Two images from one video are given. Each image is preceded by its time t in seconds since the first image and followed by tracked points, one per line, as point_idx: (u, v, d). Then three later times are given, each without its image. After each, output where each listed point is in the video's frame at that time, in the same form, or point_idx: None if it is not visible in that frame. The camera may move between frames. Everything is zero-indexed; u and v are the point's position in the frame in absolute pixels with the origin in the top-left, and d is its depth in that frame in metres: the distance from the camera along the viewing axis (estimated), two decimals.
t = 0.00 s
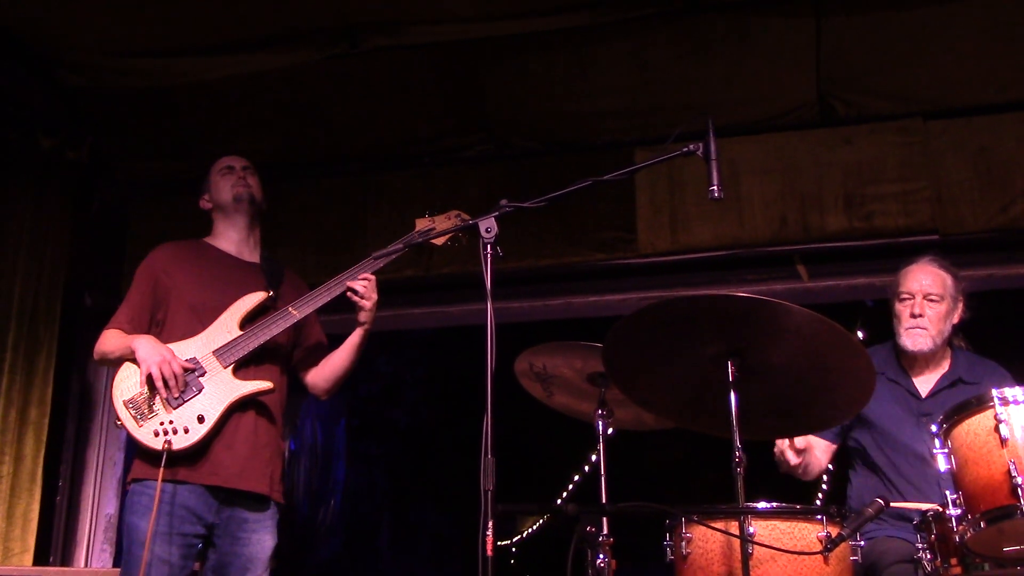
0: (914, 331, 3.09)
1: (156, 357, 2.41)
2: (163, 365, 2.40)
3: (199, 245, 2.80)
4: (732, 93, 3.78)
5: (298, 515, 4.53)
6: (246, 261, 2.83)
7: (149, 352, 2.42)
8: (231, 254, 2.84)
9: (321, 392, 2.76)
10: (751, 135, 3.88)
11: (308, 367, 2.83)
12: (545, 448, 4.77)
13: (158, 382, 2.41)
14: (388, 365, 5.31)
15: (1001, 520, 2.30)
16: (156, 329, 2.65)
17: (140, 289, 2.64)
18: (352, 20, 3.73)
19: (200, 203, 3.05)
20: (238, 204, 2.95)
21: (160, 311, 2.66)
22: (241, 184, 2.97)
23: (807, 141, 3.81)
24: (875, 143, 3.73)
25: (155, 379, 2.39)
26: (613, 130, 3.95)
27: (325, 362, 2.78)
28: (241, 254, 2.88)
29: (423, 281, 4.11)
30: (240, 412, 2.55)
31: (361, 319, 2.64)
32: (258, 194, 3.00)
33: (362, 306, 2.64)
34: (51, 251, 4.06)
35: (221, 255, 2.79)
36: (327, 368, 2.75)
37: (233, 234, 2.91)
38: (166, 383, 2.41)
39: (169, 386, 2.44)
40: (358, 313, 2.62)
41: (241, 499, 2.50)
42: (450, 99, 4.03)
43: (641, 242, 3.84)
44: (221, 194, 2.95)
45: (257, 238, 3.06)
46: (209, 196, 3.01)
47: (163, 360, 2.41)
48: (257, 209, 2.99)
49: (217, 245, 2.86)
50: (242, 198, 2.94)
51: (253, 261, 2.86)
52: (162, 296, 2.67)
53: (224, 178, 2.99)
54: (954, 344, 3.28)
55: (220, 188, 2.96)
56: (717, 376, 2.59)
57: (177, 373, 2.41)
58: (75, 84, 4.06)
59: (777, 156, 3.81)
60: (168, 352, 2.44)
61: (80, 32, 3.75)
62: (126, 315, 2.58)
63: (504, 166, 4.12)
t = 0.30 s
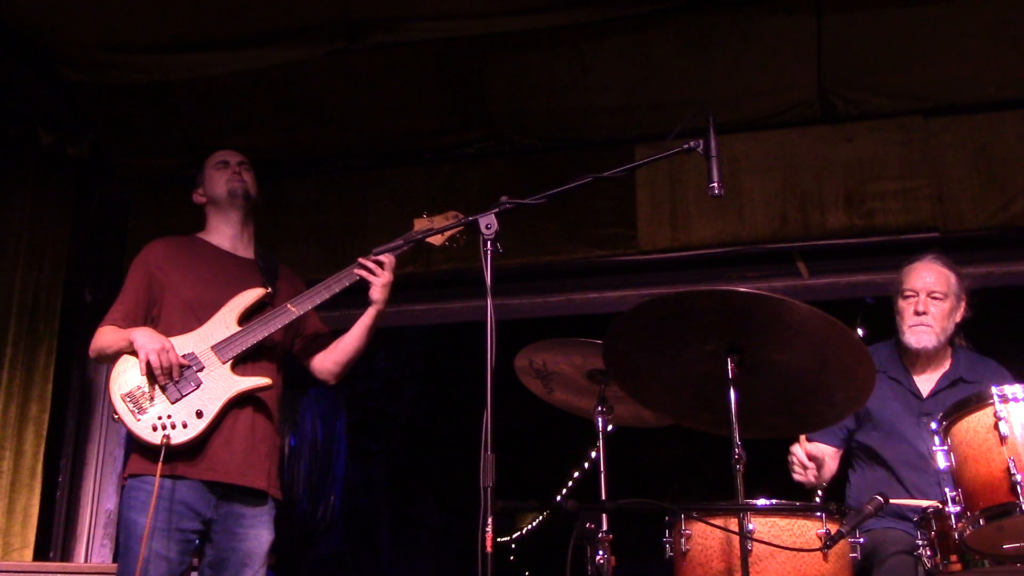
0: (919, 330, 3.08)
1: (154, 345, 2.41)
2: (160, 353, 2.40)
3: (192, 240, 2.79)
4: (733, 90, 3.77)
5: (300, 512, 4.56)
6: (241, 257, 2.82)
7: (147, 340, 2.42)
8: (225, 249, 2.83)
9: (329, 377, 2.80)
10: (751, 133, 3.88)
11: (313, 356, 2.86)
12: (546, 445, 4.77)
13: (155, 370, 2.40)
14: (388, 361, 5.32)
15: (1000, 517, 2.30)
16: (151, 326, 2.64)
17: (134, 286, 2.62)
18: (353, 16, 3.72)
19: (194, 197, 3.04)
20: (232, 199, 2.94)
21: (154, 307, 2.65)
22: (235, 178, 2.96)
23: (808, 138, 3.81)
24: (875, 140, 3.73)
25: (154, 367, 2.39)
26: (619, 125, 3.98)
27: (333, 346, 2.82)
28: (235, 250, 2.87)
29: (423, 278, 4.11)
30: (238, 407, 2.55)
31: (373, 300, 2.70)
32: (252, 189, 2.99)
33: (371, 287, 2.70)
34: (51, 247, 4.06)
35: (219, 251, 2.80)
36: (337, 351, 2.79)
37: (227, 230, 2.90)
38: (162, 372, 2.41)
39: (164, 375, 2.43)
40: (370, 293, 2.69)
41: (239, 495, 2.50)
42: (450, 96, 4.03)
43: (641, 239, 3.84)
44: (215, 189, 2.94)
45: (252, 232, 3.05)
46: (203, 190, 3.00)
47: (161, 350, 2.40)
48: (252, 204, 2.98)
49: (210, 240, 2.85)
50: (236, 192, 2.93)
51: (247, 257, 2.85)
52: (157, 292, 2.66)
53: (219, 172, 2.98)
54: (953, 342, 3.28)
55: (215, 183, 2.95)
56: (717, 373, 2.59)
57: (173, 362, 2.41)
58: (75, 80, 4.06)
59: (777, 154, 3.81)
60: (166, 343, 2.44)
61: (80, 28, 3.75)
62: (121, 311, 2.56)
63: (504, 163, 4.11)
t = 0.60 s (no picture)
0: (913, 328, 3.09)
1: (149, 343, 2.40)
2: (156, 351, 2.39)
3: (180, 232, 2.78)
4: (736, 88, 3.77)
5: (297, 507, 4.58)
6: (229, 248, 2.82)
7: (141, 337, 2.41)
8: (213, 241, 2.83)
9: (325, 368, 2.79)
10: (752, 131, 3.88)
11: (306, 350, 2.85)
12: (545, 441, 4.77)
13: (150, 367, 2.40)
14: (387, 357, 5.31)
15: (999, 517, 2.30)
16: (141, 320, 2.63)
17: (123, 279, 2.61)
18: (356, 12, 3.72)
19: (179, 187, 3.03)
20: (219, 190, 2.94)
21: (144, 301, 2.64)
22: (222, 169, 2.96)
23: (809, 137, 3.80)
24: (876, 139, 3.73)
25: (149, 363, 2.38)
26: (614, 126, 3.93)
27: (326, 338, 2.81)
28: (224, 241, 2.87)
29: (424, 273, 4.11)
30: (234, 403, 2.55)
31: (368, 290, 2.71)
32: (239, 180, 2.99)
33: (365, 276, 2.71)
34: (52, 240, 4.06)
35: (212, 245, 2.79)
36: (331, 343, 2.79)
37: (214, 221, 2.90)
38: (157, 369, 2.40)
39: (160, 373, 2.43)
40: (366, 283, 2.70)
41: (234, 489, 2.50)
42: (452, 92, 4.02)
43: (642, 236, 3.84)
44: (202, 180, 2.94)
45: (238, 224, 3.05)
46: (189, 181, 2.99)
47: (157, 345, 2.40)
48: (239, 195, 2.98)
49: (197, 231, 2.84)
50: (224, 184, 2.93)
51: (237, 248, 2.85)
52: (146, 286, 2.64)
53: (205, 164, 2.98)
54: (953, 342, 3.28)
55: (202, 174, 2.94)
56: (717, 371, 2.59)
57: (168, 359, 2.41)
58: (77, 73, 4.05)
59: (778, 152, 3.81)
60: (161, 338, 2.43)
61: (82, 21, 3.74)
62: (110, 307, 2.55)
63: (505, 159, 4.11)
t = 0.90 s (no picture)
0: (908, 330, 3.08)
1: (141, 340, 2.38)
2: (148, 347, 2.37)
3: (166, 227, 2.76)
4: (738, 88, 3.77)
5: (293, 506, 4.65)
6: (216, 243, 2.82)
7: (132, 335, 2.38)
8: (199, 237, 2.82)
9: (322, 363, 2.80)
10: (754, 131, 3.87)
11: (298, 343, 2.86)
12: (545, 441, 4.77)
13: (144, 365, 2.38)
14: (387, 356, 5.31)
15: (999, 519, 2.30)
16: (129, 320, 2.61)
17: (110, 279, 2.58)
18: (358, 10, 3.72)
19: (158, 181, 3.01)
20: (202, 185, 2.93)
21: (132, 301, 2.62)
22: (204, 163, 2.95)
23: (810, 137, 3.80)
24: (878, 139, 3.73)
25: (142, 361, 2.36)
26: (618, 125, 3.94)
27: (319, 329, 2.82)
28: (209, 237, 2.86)
29: (424, 272, 4.11)
30: (229, 401, 2.55)
31: (357, 282, 2.71)
32: (222, 174, 2.98)
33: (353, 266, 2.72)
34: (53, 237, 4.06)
35: (201, 241, 2.78)
36: (323, 334, 2.79)
37: (198, 216, 2.89)
38: (152, 366, 2.38)
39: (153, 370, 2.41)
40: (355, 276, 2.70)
41: (230, 487, 2.50)
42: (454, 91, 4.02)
43: (642, 237, 3.84)
44: (185, 173, 2.92)
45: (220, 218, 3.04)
46: (170, 175, 2.97)
47: (150, 343, 2.37)
48: (222, 189, 2.97)
49: (182, 227, 2.83)
50: (208, 179, 2.92)
51: (221, 242, 2.85)
52: (134, 285, 2.62)
53: (186, 158, 2.96)
54: (953, 342, 3.28)
55: (184, 168, 2.93)
56: (717, 371, 2.59)
57: (162, 354, 2.39)
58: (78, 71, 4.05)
59: (780, 152, 3.80)
60: (153, 335, 2.41)
61: (84, 19, 3.74)
62: (98, 307, 2.52)
63: (506, 158, 4.11)
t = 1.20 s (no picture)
0: (914, 332, 3.08)
1: (144, 344, 2.39)
2: (151, 351, 2.38)
3: (157, 224, 2.76)
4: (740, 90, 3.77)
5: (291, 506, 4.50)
6: (207, 240, 2.81)
7: (134, 339, 2.40)
8: (191, 233, 2.82)
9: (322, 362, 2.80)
10: (756, 133, 3.87)
11: (285, 336, 2.86)
12: (545, 441, 4.77)
13: (148, 369, 2.39)
14: (387, 355, 5.32)
15: (999, 522, 2.30)
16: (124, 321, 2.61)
17: (104, 280, 2.58)
18: (360, 10, 3.72)
19: (142, 177, 2.99)
20: (189, 182, 2.92)
21: (126, 302, 2.62)
22: (191, 160, 2.95)
23: (811, 139, 3.81)
24: (880, 141, 3.73)
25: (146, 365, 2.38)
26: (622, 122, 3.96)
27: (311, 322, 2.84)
28: (199, 233, 2.86)
29: (425, 273, 4.11)
30: (230, 402, 2.55)
31: (347, 279, 2.73)
32: (208, 169, 2.98)
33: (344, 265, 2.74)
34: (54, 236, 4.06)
35: (194, 239, 2.77)
36: (313, 330, 2.81)
37: (187, 213, 2.89)
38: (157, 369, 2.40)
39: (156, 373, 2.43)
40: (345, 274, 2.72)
41: (227, 486, 2.51)
42: (455, 92, 4.02)
43: (643, 238, 3.84)
44: (172, 170, 2.92)
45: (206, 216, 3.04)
46: (155, 172, 2.96)
47: (152, 347, 2.39)
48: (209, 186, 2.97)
49: (171, 224, 2.82)
50: (196, 176, 2.92)
51: (213, 237, 2.85)
52: (128, 285, 2.62)
53: (172, 154, 2.96)
54: (956, 345, 3.27)
55: (171, 165, 2.92)
56: (716, 373, 2.59)
57: (165, 357, 2.41)
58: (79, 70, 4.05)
59: (781, 154, 3.80)
60: (155, 339, 2.42)
61: (87, 18, 3.75)
62: (90, 308, 2.52)
63: (507, 159, 4.11)
